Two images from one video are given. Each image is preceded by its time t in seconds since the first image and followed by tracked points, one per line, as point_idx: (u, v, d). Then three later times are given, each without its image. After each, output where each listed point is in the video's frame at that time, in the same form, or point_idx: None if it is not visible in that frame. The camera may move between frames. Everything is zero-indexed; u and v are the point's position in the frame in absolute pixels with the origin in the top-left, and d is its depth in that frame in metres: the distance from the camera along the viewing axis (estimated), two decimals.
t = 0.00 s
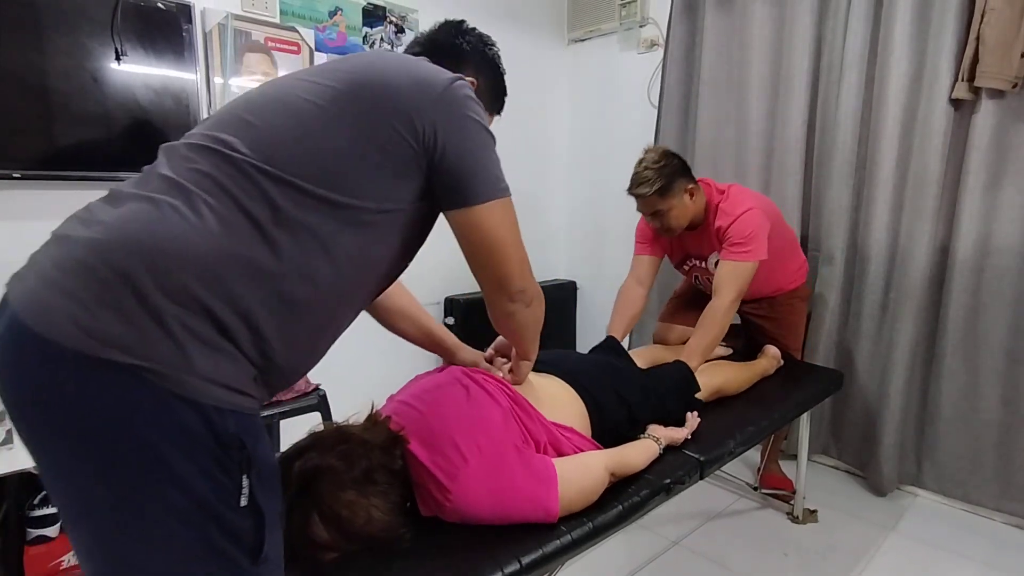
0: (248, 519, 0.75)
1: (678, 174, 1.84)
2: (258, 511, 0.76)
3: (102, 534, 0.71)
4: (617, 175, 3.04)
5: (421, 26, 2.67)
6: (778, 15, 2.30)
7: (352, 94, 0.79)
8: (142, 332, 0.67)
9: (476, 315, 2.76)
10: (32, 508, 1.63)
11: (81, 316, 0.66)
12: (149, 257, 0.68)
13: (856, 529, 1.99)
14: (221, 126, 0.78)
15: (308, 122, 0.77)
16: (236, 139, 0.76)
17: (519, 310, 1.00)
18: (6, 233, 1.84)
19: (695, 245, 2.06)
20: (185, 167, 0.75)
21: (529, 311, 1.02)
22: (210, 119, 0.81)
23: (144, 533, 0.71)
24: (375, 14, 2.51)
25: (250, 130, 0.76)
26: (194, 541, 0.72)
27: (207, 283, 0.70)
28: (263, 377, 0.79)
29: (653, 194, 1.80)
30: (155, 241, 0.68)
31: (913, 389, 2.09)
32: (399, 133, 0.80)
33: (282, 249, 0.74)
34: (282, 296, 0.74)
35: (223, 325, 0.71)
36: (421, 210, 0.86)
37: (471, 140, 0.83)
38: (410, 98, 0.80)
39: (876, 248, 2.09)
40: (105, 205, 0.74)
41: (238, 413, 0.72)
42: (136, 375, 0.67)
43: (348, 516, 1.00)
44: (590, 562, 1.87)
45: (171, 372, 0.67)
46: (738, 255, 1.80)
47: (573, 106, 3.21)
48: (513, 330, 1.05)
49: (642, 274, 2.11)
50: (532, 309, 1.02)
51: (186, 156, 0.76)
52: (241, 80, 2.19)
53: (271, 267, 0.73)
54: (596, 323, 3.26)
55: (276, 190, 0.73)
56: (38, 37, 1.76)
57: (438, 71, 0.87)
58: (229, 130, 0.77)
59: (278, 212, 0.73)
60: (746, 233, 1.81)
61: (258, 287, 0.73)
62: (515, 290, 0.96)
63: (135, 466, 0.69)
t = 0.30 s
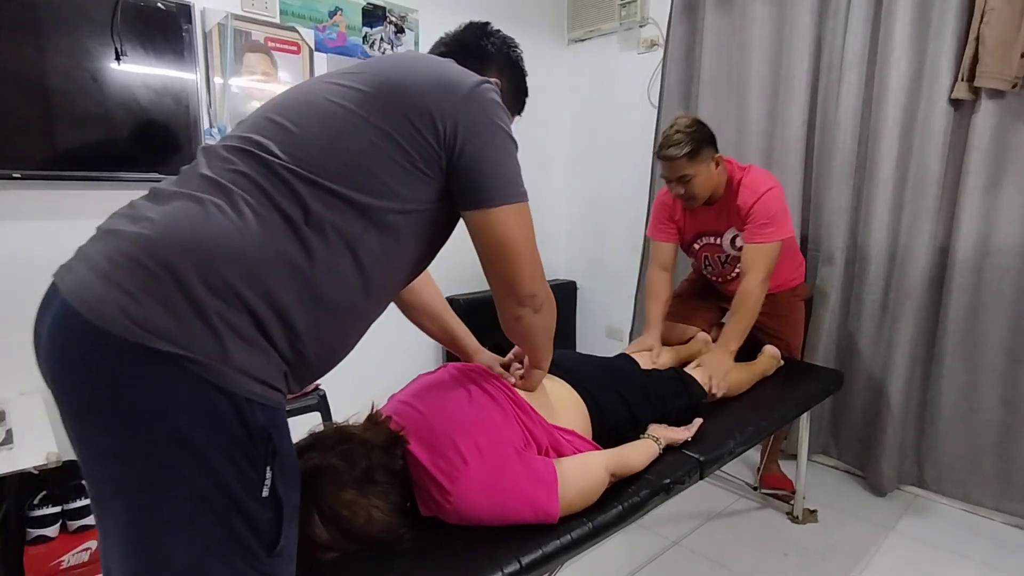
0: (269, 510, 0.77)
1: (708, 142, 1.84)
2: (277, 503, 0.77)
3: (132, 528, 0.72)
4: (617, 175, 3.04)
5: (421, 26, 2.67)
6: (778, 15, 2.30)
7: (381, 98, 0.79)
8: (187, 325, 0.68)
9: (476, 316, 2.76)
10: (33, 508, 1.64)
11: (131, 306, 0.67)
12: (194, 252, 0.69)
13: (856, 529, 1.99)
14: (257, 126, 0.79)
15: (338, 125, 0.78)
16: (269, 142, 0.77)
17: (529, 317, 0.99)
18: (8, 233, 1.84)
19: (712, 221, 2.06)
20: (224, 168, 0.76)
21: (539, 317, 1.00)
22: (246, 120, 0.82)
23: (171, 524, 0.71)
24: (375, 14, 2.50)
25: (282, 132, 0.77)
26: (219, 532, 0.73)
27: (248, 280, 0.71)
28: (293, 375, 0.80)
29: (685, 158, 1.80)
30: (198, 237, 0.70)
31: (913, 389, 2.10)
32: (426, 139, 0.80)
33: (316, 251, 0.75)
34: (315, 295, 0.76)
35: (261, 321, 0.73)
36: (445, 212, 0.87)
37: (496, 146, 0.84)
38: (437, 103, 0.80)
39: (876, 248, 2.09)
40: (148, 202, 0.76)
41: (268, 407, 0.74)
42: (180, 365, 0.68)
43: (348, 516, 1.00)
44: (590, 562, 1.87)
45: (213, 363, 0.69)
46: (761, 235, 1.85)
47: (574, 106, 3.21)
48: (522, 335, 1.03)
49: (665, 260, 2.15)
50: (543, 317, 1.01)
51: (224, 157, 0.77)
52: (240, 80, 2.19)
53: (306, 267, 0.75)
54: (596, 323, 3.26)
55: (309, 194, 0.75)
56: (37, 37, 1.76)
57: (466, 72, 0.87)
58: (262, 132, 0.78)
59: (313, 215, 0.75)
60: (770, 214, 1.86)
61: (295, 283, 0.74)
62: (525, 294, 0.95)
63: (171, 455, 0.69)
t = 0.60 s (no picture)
0: (280, 507, 0.76)
1: (739, 132, 1.84)
2: (288, 498, 0.77)
3: (149, 524, 0.72)
4: (617, 175, 3.04)
5: (421, 26, 2.67)
6: (778, 15, 2.30)
7: (403, 109, 0.79)
8: (210, 321, 0.69)
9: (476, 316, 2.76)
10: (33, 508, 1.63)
11: (156, 300, 0.68)
12: (217, 249, 0.70)
13: (856, 528, 1.99)
14: (281, 128, 0.79)
15: (353, 133, 0.77)
16: (287, 145, 0.77)
17: (532, 328, 0.96)
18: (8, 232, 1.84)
19: (729, 213, 2.04)
20: (246, 170, 0.77)
21: (545, 330, 0.97)
22: (269, 121, 0.83)
23: (189, 519, 0.72)
24: (374, 14, 2.50)
25: (300, 136, 0.77)
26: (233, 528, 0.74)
27: (268, 280, 0.72)
28: (309, 375, 0.81)
29: (718, 145, 1.80)
30: (221, 234, 0.70)
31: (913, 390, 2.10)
32: (444, 154, 0.80)
33: (334, 255, 0.75)
34: (328, 297, 0.76)
35: (278, 320, 0.73)
36: (460, 222, 0.87)
37: (510, 157, 0.82)
38: (458, 118, 0.79)
39: (876, 248, 2.09)
40: (173, 202, 0.76)
41: (283, 406, 0.74)
42: (204, 360, 0.69)
43: (348, 516, 1.00)
44: (590, 563, 1.87)
45: (234, 359, 0.70)
46: (784, 233, 1.86)
47: (574, 106, 3.21)
48: (527, 347, 1.00)
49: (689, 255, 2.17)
50: (549, 331, 0.98)
51: (245, 159, 0.78)
52: (240, 80, 2.19)
53: (323, 269, 0.75)
54: (596, 324, 3.26)
55: (325, 200, 0.75)
56: (37, 38, 1.76)
57: (490, 83, 0.85)
58: (282, 135, 0.79)
59: (330, 220, 0.75)
60: (792, 210, 1.86)
61: (307, 287, 0.74)
62: (529, 307, 0.92)
63: (195, 451, 0.70)
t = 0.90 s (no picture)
0: (274, 505, 0.77)
1: (753, 138, 1.83)
2: (282, 497, 0.77)
3: (140, 524, 0.72)
4: (618, 175, 3.04)
5: (420, 26, 2.67)
6: (778, 15, 2.31)
7: (403, 121, 0.78)
8: (202, 322, 0.69)
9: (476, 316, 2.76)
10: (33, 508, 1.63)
11: (148, 300, 0.68)
12: (209, 249, 0.70)
13: (856, 529, 1.99)
14: (279, 129, 0.79)
15: (350, 139, 0.77)
16: (284, 147, 0.77)
17: (533, 345, 0.96)
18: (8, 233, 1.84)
19: (738, 217, 2.04)
20: (242, 170, 0.76)
21: (547, 347, 0.97)
22: (269, 120, 0.83)
23: (182, 519, 0.72)
24: (374, 14, 2.50)
25: (296, 138, 0.77)
26: (226, 527, 0.74)
27: (260, 280, 0.72)
28: (301, 375, 0.81)
29: (733, 152, 1.78)
30: (213, 235, 0.70)
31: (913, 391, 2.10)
32: (441, 164, 0.79)
33: (326, 257, 0.75)
34: (320, 297, 0.76)
35: (270, 322, 0.74)
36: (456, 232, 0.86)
37: (509, 172, 0.80)
38: (457, 130, 0.78)
39: (876, 248, 2.09)
40: (169, 200, 0.76)
41: (276, 406, 0.74)
42: (196, 361, 0.69)
43: (347, 516, 1.00)
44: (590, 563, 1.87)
45: (226, 360, 0.70)
46: (796, 237, 1.85)
47: (574, 106, 3.21)
48: (530, 364, 1.00)
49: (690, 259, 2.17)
50: (552, 348, 0.97)
51: (242, 159, 0.78)
52: (240, 81, 2.19)
53: (315, 270, 0.75)
54: (596, 324, 3.26)
55: (319, 204, 0.74)
56: (37, 38, 1.76)
57: (495, 97, 0.84)
58: (280, 136, 0.78)
59: (324, 223, 0.75)
60: (803, 214, 1.85)
61: (299, 288, 0.74)
62: (529, 323, 0.92)
63: (187, 452, 0.70)
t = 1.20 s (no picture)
0: (245, 511, 0.76)
1: (751, 145, 1.82)
2: (255, 504, 0.77)
3: (105, 528, 0.72)
4: (618, 175, 3.04)
5: (420, 27, 2.67)
6: (778, 15, 2.31)
7: (370, 121, 0.78)
8: (151, 328, 0.68)
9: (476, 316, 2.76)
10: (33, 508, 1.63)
11: (92, 308, 0.67)
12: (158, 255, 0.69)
13: (856, 529, 1.99)
14: (244, 128, 0.79)
15: (320, 143, 0.76)
16: (249, 147, 0.77)
17: (526, 360, 0.96)
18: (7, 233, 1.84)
19: (735, 220, 2.04)
20: (202, 170, 0.76)
21: (540, 362, 0.97)
22: (238, 119, 0.83)
23: (146, 525, 0.72)
24: (374, 14, 2.51)
25: (263, 138, 0.77)
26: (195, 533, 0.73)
27: (214, 284, 0.71)
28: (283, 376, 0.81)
29: (732, 161, 1.77)
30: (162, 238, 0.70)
31: (913, 391, 2.09)
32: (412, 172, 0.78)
33: (285, 259, 0.75)
34: (281, 299, 0.76)
35: (226, 326, 0.73)
36: (427, 239, 0.85)
37: (482, 183, 0.80)
38: (429, 139, 0.78)
39: (876, 248, 2.09)
40: (125, 200, 0.76)
41: (241, 410, 0.74)
42: (144, 369, 0.68)
43: (347, 517, 1.01)
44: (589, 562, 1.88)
45: (178, 365, 0.69)
46: (791, 240, 1.82)
47: (574, 106, 3.21)
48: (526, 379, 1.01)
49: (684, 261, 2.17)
50: (547, 363, 0.98)
51: (205, 157, 0.77)
52: (240, 81, 2.19)
53: (273, 272, 0.74)
54: (596, 324, 3.26)
55: (281, 206, 0.74)
56: (37, 38, 1.76)
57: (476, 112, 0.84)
58: (246, 135, 0.78)
59: (285, 225, 0.74)
60: (801, 217, 1.83)
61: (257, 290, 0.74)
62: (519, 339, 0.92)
63: (139, 459, 0.70)
